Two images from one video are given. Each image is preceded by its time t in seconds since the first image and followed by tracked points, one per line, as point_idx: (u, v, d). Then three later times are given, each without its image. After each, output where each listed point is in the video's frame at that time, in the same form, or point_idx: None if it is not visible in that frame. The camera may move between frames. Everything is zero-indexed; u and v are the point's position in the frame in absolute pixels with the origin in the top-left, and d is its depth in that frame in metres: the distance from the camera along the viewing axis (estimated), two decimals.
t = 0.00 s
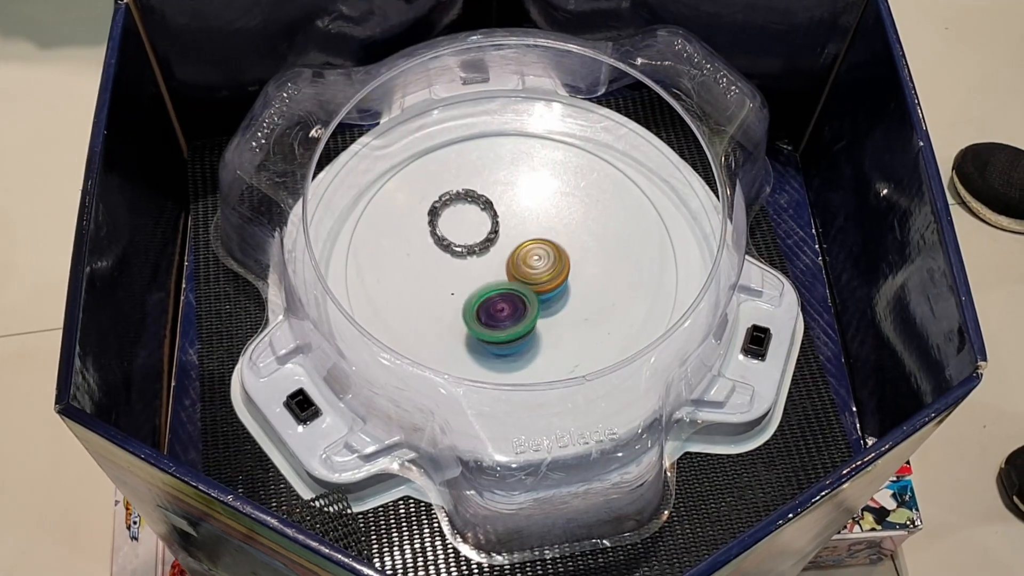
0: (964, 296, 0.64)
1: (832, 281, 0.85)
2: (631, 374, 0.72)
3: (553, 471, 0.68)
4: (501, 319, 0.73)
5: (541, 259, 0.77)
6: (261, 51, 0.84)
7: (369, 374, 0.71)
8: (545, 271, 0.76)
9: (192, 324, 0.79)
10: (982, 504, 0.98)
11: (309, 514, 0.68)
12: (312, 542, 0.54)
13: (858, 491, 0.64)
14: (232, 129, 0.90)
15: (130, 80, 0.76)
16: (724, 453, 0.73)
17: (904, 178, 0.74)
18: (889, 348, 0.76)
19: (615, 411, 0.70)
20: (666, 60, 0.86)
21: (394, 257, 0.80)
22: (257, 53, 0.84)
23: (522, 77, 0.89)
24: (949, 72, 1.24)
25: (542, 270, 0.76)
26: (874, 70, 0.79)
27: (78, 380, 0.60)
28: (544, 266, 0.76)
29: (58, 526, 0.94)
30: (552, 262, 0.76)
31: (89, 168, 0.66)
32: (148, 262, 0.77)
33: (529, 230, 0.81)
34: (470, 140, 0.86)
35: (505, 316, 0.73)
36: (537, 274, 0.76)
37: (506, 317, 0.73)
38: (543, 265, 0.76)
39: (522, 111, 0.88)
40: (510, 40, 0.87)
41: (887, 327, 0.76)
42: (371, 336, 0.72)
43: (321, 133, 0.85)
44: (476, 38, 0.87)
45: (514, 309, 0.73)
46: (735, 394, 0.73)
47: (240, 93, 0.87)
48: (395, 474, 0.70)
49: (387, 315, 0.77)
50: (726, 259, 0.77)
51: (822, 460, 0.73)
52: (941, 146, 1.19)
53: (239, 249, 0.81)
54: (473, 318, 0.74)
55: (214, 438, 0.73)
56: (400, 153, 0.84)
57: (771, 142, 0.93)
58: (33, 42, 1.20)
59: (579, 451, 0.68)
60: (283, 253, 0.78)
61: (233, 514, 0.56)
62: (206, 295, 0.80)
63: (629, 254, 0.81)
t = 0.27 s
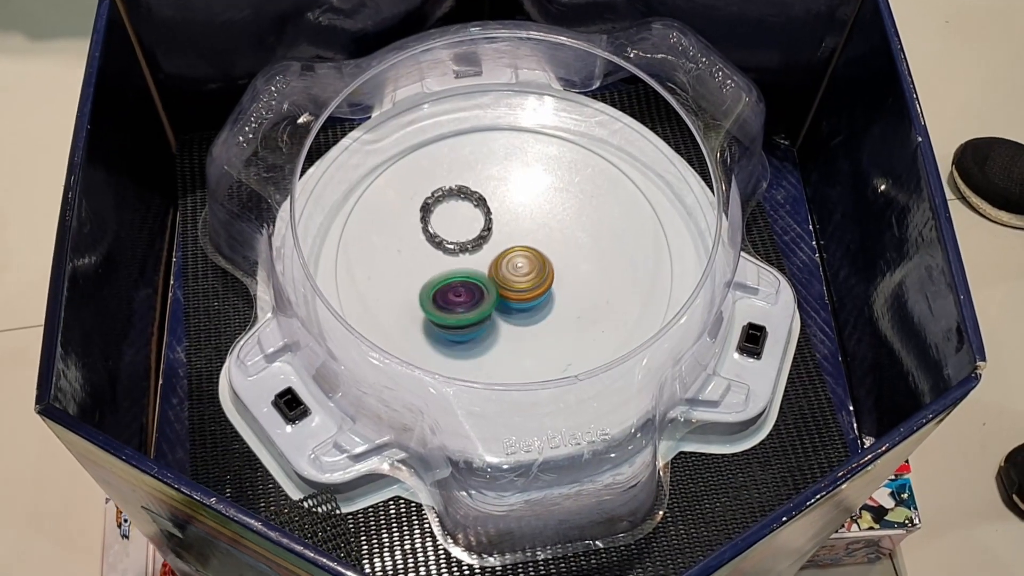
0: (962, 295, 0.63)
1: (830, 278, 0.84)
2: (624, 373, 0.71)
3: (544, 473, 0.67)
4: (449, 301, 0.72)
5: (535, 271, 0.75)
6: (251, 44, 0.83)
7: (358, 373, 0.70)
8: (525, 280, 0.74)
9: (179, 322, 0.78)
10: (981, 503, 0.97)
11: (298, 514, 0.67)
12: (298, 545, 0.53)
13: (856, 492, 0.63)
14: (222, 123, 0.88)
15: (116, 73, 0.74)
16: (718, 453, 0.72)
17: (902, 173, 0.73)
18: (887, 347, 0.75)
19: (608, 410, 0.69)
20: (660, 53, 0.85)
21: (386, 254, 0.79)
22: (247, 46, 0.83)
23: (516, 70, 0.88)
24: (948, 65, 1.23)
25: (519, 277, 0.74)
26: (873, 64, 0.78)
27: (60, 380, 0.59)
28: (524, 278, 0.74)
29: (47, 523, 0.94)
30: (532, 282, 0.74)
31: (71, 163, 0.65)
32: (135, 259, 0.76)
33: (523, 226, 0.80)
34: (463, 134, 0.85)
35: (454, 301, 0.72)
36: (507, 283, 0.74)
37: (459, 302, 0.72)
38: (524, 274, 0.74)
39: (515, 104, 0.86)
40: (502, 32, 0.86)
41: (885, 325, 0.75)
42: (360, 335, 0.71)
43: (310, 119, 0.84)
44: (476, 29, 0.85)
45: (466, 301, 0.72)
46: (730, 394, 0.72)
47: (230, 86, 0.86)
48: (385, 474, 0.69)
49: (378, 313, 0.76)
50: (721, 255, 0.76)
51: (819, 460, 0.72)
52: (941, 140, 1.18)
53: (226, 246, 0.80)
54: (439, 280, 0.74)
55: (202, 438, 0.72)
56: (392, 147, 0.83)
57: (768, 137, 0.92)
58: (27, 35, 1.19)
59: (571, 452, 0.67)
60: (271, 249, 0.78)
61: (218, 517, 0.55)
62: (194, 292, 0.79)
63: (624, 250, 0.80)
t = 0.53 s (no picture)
0: (976, 284, 0.62)
1: (839, 263, 0.83)
2: (630, 360, 0.70)
3: (549, 462, 0.67)
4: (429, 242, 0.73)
5: (531, 274, 0.73)
6: (251, 23, 0.82)
7: (361, 359, 0.69)
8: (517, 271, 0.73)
9: (180, 306, 0.77)
10: (987, 488, 0.96)
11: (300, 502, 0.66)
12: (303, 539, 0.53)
13: (866, 483, 0.62)
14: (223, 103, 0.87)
15: (114, 53, 0.73)
16: (725, 441, 0.71)
17: (914, 158, 0.72)
18: (897, 334, 0.74)
19: (614, 398, 0.68)
20: (668, 35, 0.85)
21: (389, 238, 0.77)
22: (248, 25, 0.82)
23: (521, 50, 0.86)
24: (957, 46, 1.22)
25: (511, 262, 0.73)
26: (886, 46, 0.77)
27: (59, 367, 0.58)
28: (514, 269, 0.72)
29: (48, 506, 0.93)
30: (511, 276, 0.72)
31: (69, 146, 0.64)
32: (135, 243, 0.75)
33: (528, 210, 0.79)
34: (467, 115, 0.83)
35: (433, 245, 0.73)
36: (493, 265, 0.73)
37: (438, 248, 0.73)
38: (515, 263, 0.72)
39: (520, 86, 0.85)
40: (507, 13, 0.85)
41: (894, 312, 0.74)
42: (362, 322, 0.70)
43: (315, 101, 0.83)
44: (480, 9, 0.84)
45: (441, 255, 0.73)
46: (737, 381, 0.71)
47: (231, 66, 0.84)
48: (388, 462, 0.68)
49: (382, 298, 0.75)
50: (730, 241, 0.75)
51: (827, 449, 0.71)
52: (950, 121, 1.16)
53: (227, 229, 0.79)
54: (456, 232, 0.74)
55: (202, 424, 0.71)
56: (395, 129, 0.82)
57: (776, 120, 0.90)
58: (26, 13, 1.18)
59: (576, 441, 0.67)
60: (272, 234, 0.76)
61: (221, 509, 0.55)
62: (195, 275, 0.78)
63: (631, 234, 0.79)
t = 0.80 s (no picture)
0: (991, 278, 0.61)
1: (850, 253, 0.82)
2: (641, 351, 0.69)
3: (559, 452, 0.66)
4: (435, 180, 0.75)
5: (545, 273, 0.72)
6: (260, 5, 0.81)
7: (370, 347, 0.69)
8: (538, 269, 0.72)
9: (187, 290, 0.77)
10: (994, 478, 0.96)
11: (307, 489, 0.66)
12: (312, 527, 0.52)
13: (877, 476, 0.62)
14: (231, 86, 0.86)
15: (122, 35, 0.72)
16: (734, 431, 0.71)
17: (928, 149, 0.71)
18: (908, 324, 0.73)
19: (624, 388, 0.68)
20: (682, 20, 0.84)
21: (397, 224, 0.77)
22: (256, 7, 0.81)
23: (531, 35, 0.86)
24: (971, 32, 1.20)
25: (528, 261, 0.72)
26: (901, 33, 0.76)
27: (67, 353, 0.58)
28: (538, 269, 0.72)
29: (57, 486, 0.94)
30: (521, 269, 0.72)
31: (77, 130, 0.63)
32: (143, 227, 0.75)
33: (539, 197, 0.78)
34: (477, 101, 0.83)
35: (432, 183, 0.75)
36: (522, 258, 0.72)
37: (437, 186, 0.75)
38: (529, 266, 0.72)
39: (531, 71, 0.84)
40: None
41: (907, 302, 0.74)
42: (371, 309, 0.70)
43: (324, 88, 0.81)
44: None
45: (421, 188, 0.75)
46: (748, 371, 0.71)
47: (240, 49, 0.84)
48: (396, 449, 0.68)
49: (390, 285, 0.74)
50: (743, 230, 0.74)
51: (837, 440, 0.71)
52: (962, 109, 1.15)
53: (235, 214, 0.78)
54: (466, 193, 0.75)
55: (209, 409, 0.71)
56: (405, 114, 0.81)
57: (788, 107, 0.90)
58: None
59: (586, 430, 0.66)
60: (280, 221, 0.75)
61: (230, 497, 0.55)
62: (203, 260, 0.77)
63: (641, 221, 0.78)
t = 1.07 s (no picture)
0: (1003, 282, 0.61)
1: (859, 254, 0.82)
2: (651, 352, 0.69)
3: (568, 453, 0.66)
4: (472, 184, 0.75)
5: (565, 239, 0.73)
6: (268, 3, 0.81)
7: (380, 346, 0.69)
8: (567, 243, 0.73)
9: (196, 287, 0.77)
10: (1000, 480, 0.96)
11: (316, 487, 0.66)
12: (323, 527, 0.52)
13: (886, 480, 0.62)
14: (240, 83, 0.86)
15: (132, 32, 0.72)
16: (743, 432, 0.71)
17: (940, 151, 0.70)
18: (918, 327, 0.73)
19: (633, 388, 0.68)
20: (694, 19, 0.83)
21: (406, 222, 0.77)
22: (265, 5, 0.81)
23: (541, 33, 0.85)
24: (981, 31, 1.20)
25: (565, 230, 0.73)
26: (913, 35, 0.75)
27: (77, 351, 0.58)
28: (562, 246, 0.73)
29: (65, 480, 0.94)
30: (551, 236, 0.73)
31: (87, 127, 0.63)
32: (152, 223, 0.74)
33: (549, 197, 0.78)
34: (488, 99, 0.82)
35: (468, 185, 0.75)
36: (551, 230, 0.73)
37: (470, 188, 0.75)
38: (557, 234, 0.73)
39: (540, 70, 0.84)
40: None
41: (916, 304, 0.73)
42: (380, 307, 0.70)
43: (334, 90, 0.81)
44: None
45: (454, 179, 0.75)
46: (757, 372, 0.71)
47: (249, 46, 0.84)
48: (405, 448, 0.68)
49: (398, 283, 0.74)
50: (754, 231, 0.74)
51: (846, 442, 0.70)
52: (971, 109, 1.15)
53: (244, 211, 0.78)
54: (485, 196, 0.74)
55: (218, 406, 0.71)
56: (414, 112, 0.81)
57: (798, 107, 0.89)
58: None
59: (596, 431, 0.66)
60: (290, 218, 0.75)
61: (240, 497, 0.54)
62: (211, 257, 0.77)
63: (651, 221, 0.78)
